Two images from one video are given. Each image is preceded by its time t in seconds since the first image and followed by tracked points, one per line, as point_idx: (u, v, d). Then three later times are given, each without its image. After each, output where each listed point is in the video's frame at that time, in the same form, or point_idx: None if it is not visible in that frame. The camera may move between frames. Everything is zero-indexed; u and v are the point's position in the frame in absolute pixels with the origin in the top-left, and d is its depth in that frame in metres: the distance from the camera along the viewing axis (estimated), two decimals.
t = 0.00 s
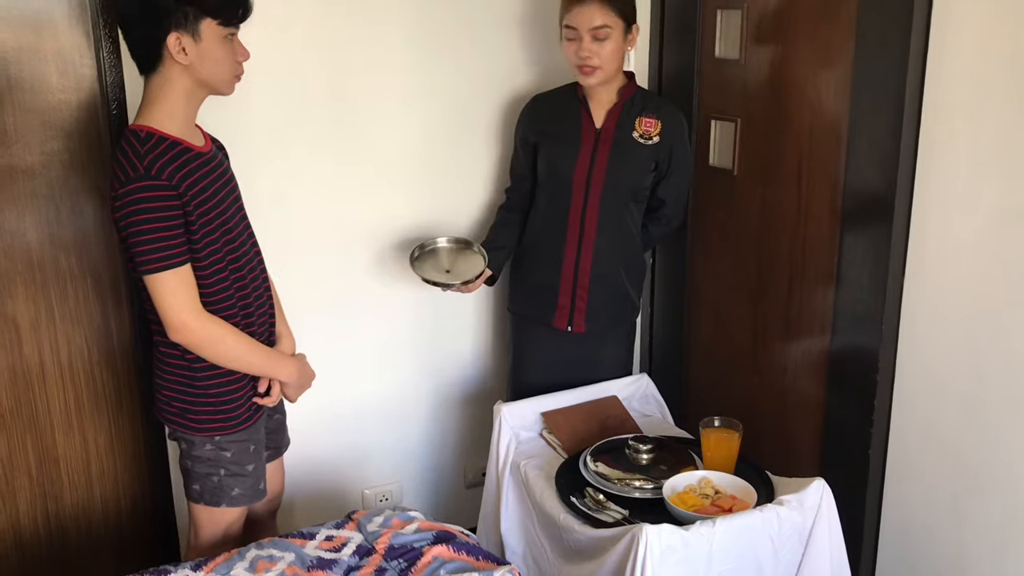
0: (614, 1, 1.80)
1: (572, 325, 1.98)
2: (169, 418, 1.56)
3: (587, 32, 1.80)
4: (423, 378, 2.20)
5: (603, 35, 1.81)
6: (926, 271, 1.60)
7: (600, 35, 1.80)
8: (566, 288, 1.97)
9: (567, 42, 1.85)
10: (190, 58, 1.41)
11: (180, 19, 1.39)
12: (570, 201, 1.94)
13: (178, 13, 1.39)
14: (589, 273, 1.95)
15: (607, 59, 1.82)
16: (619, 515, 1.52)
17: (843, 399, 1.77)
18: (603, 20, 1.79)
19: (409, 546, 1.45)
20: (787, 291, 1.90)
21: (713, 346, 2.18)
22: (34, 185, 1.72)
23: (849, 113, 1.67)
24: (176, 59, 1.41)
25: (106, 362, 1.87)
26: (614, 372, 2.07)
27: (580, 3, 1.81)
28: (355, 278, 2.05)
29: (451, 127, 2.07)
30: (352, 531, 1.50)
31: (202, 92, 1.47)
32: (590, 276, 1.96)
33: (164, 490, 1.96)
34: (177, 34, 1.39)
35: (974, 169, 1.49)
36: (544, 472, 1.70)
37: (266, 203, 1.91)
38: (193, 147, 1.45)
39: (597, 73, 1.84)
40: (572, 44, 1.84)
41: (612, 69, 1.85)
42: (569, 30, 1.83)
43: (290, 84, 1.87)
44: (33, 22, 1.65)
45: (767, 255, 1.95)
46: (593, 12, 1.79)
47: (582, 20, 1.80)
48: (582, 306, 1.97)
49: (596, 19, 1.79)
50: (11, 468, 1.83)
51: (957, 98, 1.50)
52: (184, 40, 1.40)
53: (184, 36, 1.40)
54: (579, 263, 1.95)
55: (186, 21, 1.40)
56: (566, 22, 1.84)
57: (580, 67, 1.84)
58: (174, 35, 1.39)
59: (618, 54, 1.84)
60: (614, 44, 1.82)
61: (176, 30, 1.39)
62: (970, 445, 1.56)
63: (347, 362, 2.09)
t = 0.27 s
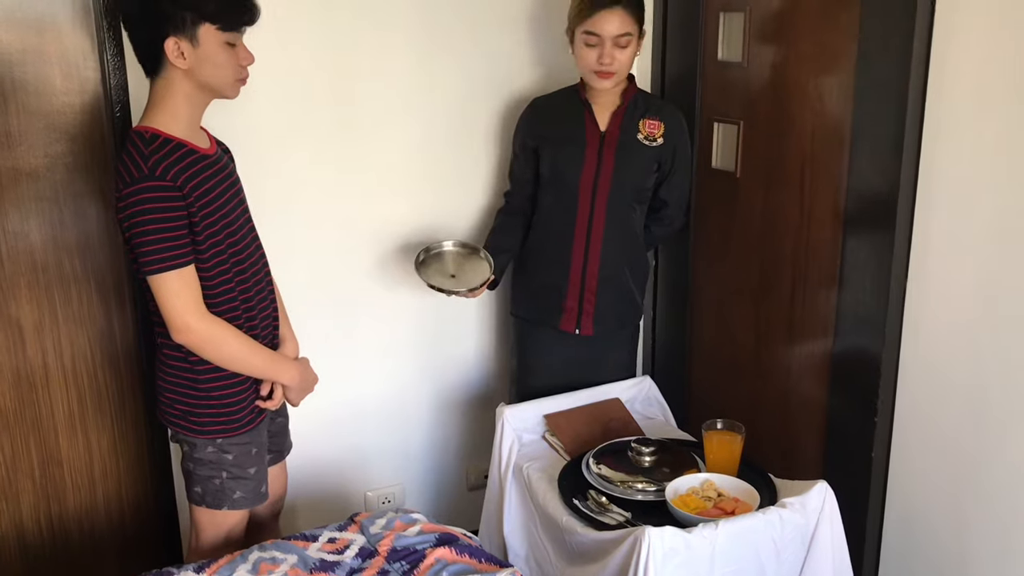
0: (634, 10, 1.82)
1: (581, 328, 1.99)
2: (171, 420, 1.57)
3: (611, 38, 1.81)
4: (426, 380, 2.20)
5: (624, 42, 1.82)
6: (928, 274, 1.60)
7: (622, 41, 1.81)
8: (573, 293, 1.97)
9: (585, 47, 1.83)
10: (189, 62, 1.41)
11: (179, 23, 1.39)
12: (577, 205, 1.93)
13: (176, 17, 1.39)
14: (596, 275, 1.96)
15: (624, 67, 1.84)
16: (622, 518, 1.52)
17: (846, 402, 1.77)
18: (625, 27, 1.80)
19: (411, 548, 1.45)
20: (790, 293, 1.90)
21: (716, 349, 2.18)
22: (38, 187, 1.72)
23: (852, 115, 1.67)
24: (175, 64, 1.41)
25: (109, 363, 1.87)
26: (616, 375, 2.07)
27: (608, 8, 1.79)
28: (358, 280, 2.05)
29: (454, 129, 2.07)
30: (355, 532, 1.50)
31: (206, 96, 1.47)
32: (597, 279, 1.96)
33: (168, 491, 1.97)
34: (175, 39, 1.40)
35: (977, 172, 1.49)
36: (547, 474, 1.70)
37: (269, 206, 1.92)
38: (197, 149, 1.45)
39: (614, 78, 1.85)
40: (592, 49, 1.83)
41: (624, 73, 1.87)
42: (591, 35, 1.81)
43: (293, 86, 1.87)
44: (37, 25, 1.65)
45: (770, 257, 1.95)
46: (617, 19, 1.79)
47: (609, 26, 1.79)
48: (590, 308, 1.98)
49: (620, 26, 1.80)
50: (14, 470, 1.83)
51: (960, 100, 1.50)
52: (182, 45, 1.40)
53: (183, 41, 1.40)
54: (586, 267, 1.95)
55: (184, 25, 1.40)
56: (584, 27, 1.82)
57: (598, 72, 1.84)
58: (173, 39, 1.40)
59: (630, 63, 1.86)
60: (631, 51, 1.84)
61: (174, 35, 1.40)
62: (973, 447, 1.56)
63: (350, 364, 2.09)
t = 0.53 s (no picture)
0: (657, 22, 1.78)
1: (591, 336, 1.98)
2: (175, 422, 1.57)
3: (635, 48, 1.75)
4: (428, 383, 2.21)
5: (647, 53, 1.77)
6: (929, 276, 1.60)
7: (645, 52, 1.77)
8: (584, 305, 1.95)
9: (607, 56, 1.77)
10: (188, 66, 1.41)
11: (178, 26, 1.40)
12: (591, 219, 1.90)
13: (175, 20, 1.40)
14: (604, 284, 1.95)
15: (644, 78, 1.79)
16: (623, 520, 1.52)
17: (847, 404, 1.78)
18: (649, 37, 1.76)
19: (413, 550, 1.45)
20: (791, 295, 1.90)
21: (717, 351, 2.19)
22: (40, 189, 1.73)
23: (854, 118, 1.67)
24: (174, 68, 1.42)
25: (112, 365, 1.87)
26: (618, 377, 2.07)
27: (635, 17, 1.74)
28: (359, 283, 2.05)
29: (455, 131, 2.07)
30: (356, 534, 1.51)
31: (207, 100, 1.47)
32: (608, 289, 1.96)
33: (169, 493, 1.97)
34: (175, 42, 1.40)
35: (977, 174, 1.49)
36: (548, 476, 1.70)
37: (271, 208, 1.92)
38: (202, 151, 1.45)
39: (633, 89, 1.80)
40: (614, 59, 1.77)
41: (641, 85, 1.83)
42: (615, 44, 1.75)
43: (295, 89, 1.88)
44: (40, 27, 1.66)
45: (771, 260, 1.95)
46: (642, 28, 1.75)
47: (636, 37, 1.74)
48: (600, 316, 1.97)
49: (645, 36, 1.75)
50: (16, 472, 1.83)
51: (960, 103, 1.50)
52: (181, 48, 1.41)
53: (182, 44, 1.40)
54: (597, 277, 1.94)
55: (182, 28, 1.40)
56: (607, 36, 1.76)
57: (619, 83, 1.79)
58: (171, 42, 1.40)
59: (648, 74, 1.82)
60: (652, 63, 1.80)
61: (174, 38, 1.40)
62: (973, 449, 1.56)
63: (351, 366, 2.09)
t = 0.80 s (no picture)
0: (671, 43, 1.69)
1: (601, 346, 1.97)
2: (176, 423, 1.57)
3: (652, 74, 1.67)
4: (428, 383, 2.20)
5: (663, 79, 1.69)
6: (928, 276, 1.60)
7: (662, 79, 1.68)
8: (598, 315, 1.91)
9: (623, 84, 1.68)
10: (188, 68, 1.42)
11: (178, 28, 1.40)
12: (608, 239, 1.84)
13: (174, 22, 1.40)
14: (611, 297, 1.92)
15: (663, 103, 1.71)
16: (623, 520, 1.52)
17: (847, 405, 1.78)
18: (665, 63, 1.67)
19: (412, 550, 1.45)
20: (791, 296, 1.90)
21: (717, 352, 2.18)
22: (40, 189, 1.73)
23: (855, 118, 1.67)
24: (176, 70, 1.42)
25: (112, 365, 1.87)
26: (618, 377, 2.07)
27: (650, 42, 1.65)
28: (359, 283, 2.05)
29: (455, 131, 2.07)
30: (356, 535, 1.50)
31: (211, 101, 1.47)
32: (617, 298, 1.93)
33: (169, 494, 1.97)
34: (175, 44, 1.40)
35: (976, 175, 1.49)
36: (548, 476, 1.70)
37: (271, 208, 1.92)
38: (204, 152, 1.45)
39: (650, 117, 1.72)
40: (631, 86, 1.68)
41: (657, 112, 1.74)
42: (633, 70, 1.66)
43: (294, 89, 1.87)
44: (40, 28, 1.66)
45: (771, 260, 1.95)
46: (658, 54, 1.66)
47: (653, 62, 1.66)
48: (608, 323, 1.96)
49: (661, 62, 1.67)
50: (16, 472, 1.83)
51: (960, 104, 1.50)
52: (181, 50, 1.41)
53: (182, 46, 1.40)
54: (607, 294, 1.90)
55: (182, 30, 1.40)
56: (622, 64, 1.66)
57: (636, 111, 1.70)
58: (171, 44, 1.40)
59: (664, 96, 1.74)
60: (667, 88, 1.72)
61: (174, 40, 1.40)
62: (973, 450, 1.56)
63: (351, 368, 2.09)
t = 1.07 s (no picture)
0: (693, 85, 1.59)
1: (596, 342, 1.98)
2: (176, 422, 1.56)
3: (675, 117, 1.57)
4: (427, 384, 2.20)
5: (687, 120, 1.59)
6: (928, 276, 1.60)
7: (685, 120, 1.58)
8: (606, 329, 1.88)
9: (645, 127, 1.58)
10: (190, 69, 1.42)
11: (178, 29, 1.40)
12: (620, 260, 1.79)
13: (174, 24, 1.39)
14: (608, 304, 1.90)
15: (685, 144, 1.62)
16: (622, 520, 1.51)
17: (846, 405, 1.78)
18: (688, 104, 1.57)
19: (411, 551, 1.45)
20: (791, 296, 1.90)
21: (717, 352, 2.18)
22: (39, 189, 1.72)
23: (854, 118, 1.67)
24: (177, 71, 1.42)
25: (111, 365, 1.87)
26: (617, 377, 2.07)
27: (672, 86, 1.54)
28: (358, 283, 2.05)
29: (454, 131, 2.07)
30: (354, 535, 1.50)
31: (213, 99, 1.47)
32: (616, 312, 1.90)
33: (167, 495, 1.96)
34: (175, 45, 1.40)
35: (976, 175, 1.49)
36: (546, 476, 1.70)
37: (269, 208, 1.92)
38: (206, 151, 1.45)
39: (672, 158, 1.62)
40: (653, 130, 1.58)
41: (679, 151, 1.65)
42: (655, 114, 1.56)
43: (293, 89, 1.87)
44: (38, 27, 1.66)
45: (771, 261, 1.95)
46: (682, 97, 1.56)
47: (677, 107, 1.55)
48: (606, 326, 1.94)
49: (685, 104, 1.56)
50: (14, 472, 1.83)
51: (960, 103, 1.50)
52: (181, 51, 1.40)
53: (182, 47, 1.40)
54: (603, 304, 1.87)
55: (182, 31, 1.40)
56: (644, 108, 1.56)
57: (658, 154, 1.60)
58: (171, 46, 1.40)
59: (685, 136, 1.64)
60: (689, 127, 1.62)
61: (174, 41, 1.40)
62: (972, 450, 1.56)
63: (350, 369, 2.09)
